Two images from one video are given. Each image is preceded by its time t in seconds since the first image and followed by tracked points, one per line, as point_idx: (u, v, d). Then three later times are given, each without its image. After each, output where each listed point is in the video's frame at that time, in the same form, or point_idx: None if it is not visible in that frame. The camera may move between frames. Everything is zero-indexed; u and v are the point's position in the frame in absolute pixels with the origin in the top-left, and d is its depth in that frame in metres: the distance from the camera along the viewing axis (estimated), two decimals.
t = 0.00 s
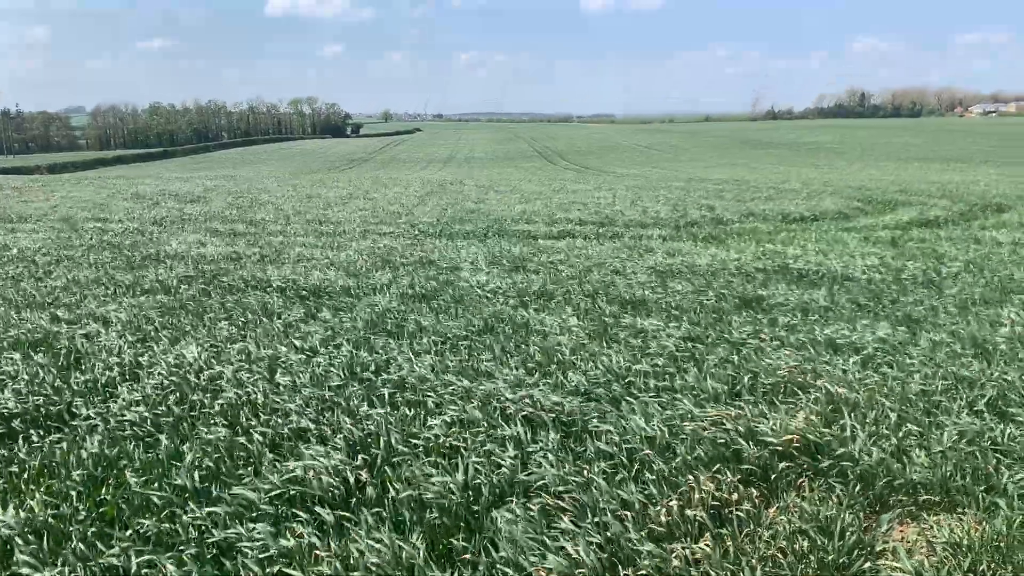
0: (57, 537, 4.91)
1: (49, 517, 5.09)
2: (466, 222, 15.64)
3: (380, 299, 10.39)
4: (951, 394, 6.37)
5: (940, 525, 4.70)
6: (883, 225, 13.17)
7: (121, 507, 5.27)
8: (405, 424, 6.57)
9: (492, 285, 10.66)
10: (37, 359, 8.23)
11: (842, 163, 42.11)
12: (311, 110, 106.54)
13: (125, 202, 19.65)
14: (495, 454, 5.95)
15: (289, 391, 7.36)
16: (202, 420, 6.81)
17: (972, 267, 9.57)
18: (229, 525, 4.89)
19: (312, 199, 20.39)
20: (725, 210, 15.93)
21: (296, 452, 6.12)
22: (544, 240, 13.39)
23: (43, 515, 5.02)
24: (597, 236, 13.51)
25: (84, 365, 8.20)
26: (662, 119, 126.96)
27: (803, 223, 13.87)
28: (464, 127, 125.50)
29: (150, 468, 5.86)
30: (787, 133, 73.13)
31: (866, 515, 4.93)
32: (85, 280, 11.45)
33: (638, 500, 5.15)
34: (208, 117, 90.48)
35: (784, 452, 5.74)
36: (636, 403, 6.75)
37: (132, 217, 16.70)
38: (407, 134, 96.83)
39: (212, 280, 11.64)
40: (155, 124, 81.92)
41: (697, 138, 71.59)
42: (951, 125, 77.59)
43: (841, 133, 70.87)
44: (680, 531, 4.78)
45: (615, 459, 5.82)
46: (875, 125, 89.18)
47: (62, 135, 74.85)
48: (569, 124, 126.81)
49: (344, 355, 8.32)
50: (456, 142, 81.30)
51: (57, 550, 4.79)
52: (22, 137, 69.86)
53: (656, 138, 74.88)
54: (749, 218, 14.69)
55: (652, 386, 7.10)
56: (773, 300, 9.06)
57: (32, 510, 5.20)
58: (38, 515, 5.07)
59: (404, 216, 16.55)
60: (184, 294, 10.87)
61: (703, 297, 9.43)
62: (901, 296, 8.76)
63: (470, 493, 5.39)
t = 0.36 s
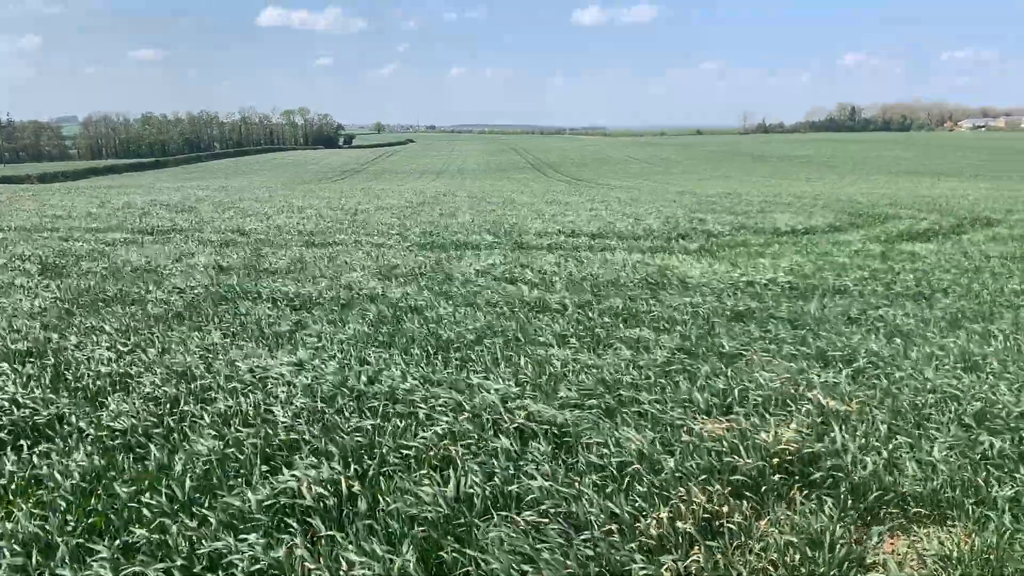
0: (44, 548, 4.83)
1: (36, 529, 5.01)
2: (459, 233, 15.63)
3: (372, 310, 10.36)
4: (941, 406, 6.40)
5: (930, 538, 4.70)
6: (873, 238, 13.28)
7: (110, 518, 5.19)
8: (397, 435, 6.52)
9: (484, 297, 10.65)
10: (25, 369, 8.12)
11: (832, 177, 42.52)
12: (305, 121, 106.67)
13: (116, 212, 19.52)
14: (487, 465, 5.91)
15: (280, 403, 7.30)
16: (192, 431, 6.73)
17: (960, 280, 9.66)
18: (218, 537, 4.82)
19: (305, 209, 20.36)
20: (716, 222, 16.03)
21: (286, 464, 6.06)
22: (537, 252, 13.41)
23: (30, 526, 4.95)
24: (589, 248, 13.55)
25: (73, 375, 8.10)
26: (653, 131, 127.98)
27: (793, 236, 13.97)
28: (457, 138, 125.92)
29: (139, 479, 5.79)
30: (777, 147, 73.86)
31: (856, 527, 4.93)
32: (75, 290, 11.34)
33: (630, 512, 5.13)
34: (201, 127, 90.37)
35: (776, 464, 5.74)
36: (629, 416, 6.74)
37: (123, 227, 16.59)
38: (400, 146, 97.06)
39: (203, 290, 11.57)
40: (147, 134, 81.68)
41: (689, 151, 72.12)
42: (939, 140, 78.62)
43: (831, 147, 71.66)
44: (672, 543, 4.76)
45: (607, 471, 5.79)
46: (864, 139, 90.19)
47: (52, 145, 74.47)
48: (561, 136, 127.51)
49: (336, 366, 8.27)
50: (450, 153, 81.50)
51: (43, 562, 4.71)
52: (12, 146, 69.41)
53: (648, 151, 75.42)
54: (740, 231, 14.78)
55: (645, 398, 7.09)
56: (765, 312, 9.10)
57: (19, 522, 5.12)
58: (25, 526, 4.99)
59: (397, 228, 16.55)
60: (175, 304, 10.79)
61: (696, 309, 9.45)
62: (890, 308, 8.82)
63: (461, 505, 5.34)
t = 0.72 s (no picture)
0: (35, 559, 4.76)
1: (28, 540, 4.94)
2: (453, 244, 15.63)
3: (367, 320, 10.33)
4: (935, 419, 6.40)
5: (924, 551, 4.68)
6: (866, 251, 13.33)
7: (102, 529, 5.13)
8: (391, 446, 6.47)
9: (479, 307, 10.64)
10: (18, 379, 8.05)
11: (825, 189, 42.79)
12: (301, 130, 106.76)
13: (110, 221, 19.45)
14: (481, 476, 5.87)
15: (274, 413, 7.25)
16: (186, 441, 6.67)
17: (952, 293, 9.70)
18: (211, 548, 4.77)
19: (300, 220, 20.33)
20: (710, 234, 16.08)
21: (280, 474, 6.01)
22: (532, 262, 13.41)
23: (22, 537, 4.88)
24: (584, 259, 13.57)
25: (66, 385, 8.03)
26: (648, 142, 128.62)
27: (787, 248, 14.02)
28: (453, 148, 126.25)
29: (132, 490, 5.72)
30: (771, 159, 74.38)
31: (851, 539, 4.90)
32: (68, 299, 11.27)
33: (626, 524, 5.09)
34: (196, 136, 90.32)
35: (772, 476, 5.72)
36: (625, 427, 6.71)
37: (116, 236, 16.53)
38: (395, 156, 97.26)
39: (198, 300, 11.51)
40: (142, 142, 81.58)
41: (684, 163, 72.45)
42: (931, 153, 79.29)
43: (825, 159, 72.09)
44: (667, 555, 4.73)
45: (602, 483, 5.76)
46: (857, 151, 90.91)
47: (46, 154, 74.21)
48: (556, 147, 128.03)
49: (330, 376, 8.22)
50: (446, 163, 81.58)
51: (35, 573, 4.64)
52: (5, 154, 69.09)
53: (643, 162, 75.84)
54: (734, 242, 14.83)
55: (640, 409, 7.07)
56: (759, 324, 9.11)
57: (11, 532, 5.05)
58: (17, 537, 4.92)
59: (392, 238, 16.54)
60: (170, 314, 10.72)
61: (690, 320, 9.45)
62: (884, 321, 8.84)
63: (455, 517, 5.29)
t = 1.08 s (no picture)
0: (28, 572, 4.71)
1: (21, 553, 4.89)
2: (448, 254, 15.62)
3: (360, 330, 10.29)
4: (929, 429, 6.38)
5: (919, 561, 4.64)
6: (858, 261, 13.38)
7: (96, 541, 5.08)
8: (386, 456, 6.42)
9: (473, 318, 10.62)
10: (11, 390, 7.98)
11: (818, 200, 42.95)
12: (296, 140, 106.92)
13: (102, 231, 19.37)
14: (476, 487, 5.82)
15: (269, 424, 7.20)
16: (181, 452, 6.62)
17: (945, 303, 9.73)
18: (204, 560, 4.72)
19: (294, 230, 20.30)
20: (704, 244, 16.12)
21: (274, 486, 5.95)
22: (526, 273, 13.41)
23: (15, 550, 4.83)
24: (579, 269, 13.58)
25: (60, 396, 7.97)
26: (643, 152, 129.25)
27: (781, 258, 14.06)
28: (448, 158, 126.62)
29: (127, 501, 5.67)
30: (765, 170, 74.83)
31: (845, 549, 4.87)
32: (61, 309, 11.20)
33: (620, 535, 5.05)
34: (191, 146, 90.33)
35: (767, 486, 5.68)
36: (620, 438, 6.68)
37: (110, 247, 16.46)
38: (390, 166, 97.36)
39: (192, 310, 11.46)
40: (136, 153, 81.51)
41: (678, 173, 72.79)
42: (923, 164, 79.89)
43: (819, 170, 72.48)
44: (662, 566, 4.70)
45: (597, 493, 5.72)
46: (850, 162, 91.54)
47: (39, 164, 74.00)
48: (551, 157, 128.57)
49: (324, 387, 8.18)
50: (441, 174, 81.71)
51: None
52: None
53: (637, 172, 76.16)
54: (727, 253, 14.87)
55: (635, 420, 7.04)
56: (753, 334, 9.12)
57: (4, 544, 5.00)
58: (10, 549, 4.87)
59: (386, 248, 16.53)
60: (164, 324, 10.67)
61: (685, 330, 9.45)
62: (878, 331, 8.85)
63: (449, 528, 5.24)
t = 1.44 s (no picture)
0: None
1: (12, 568, 4.82)
2: (442, 265, 15.61)
3: (354, 342, 10.25)
4: (923, 439, 6.36)
5: (913, 572, 4.59)
6: (851, 270, 13.41)
7: (88, 555, 5.02)
8: (379, 469, 6.37)
9: (467, 329, 10.60)
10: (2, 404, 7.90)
11: (812, 210, 43.13)
12: (292, 152, 107.08)
13: (94, 243, 19.28)
14: (469, 499, 5.77)
15: (262, 436, 7.14)
16: (173, 465, 6.56)
17: (937, 313, 9.74)
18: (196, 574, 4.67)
19: (287, 241, 20.27)
20: (697, 254, 16.14)
21: (267, 499, 5.89)
22: (519, 283, 13.40)
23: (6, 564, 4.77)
24: (572, 280, 13.58)
25: (51, 409, 7.89)
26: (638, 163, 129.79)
27: (773, 268, 14.09)
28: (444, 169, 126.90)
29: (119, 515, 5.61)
30: (759, 180, 75.23)
31: (839, 560, 4.83)
32: (53, 322, 11.12)
33: (615, 546, 5.01)
34: (187, 158, 90.38)
35: (761, 497, 5.64)
36: (613, 449, 6.65)
37: (102, 259, 16.38)
38: (385, 178, 97.51)
39: (185, 322, 11.39)
40: (130, 164, 81.38)
41: (674, 184, 73.05)
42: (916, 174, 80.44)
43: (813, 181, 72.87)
44: None
45: (592, 505, 5.67)
46: (844, 172, 92.08)
47: (32, 175, 73.69)
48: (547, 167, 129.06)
49: (317, 399, 8.13)
50: (437, 185, 81.79)
51: None
52: None
53: (631, 183, 76.50)
54: (720, 263, 14.89)
55: (629, 431, 7.00)
56: (747, 344, 9.10)
57: None
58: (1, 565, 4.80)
59: (380, 259, 16.50)
60: (156, 337, 10.61)
61: (679, 341, 9.43)
62: (870, 340, 8.86)
63: (444, 539, 5.20)
